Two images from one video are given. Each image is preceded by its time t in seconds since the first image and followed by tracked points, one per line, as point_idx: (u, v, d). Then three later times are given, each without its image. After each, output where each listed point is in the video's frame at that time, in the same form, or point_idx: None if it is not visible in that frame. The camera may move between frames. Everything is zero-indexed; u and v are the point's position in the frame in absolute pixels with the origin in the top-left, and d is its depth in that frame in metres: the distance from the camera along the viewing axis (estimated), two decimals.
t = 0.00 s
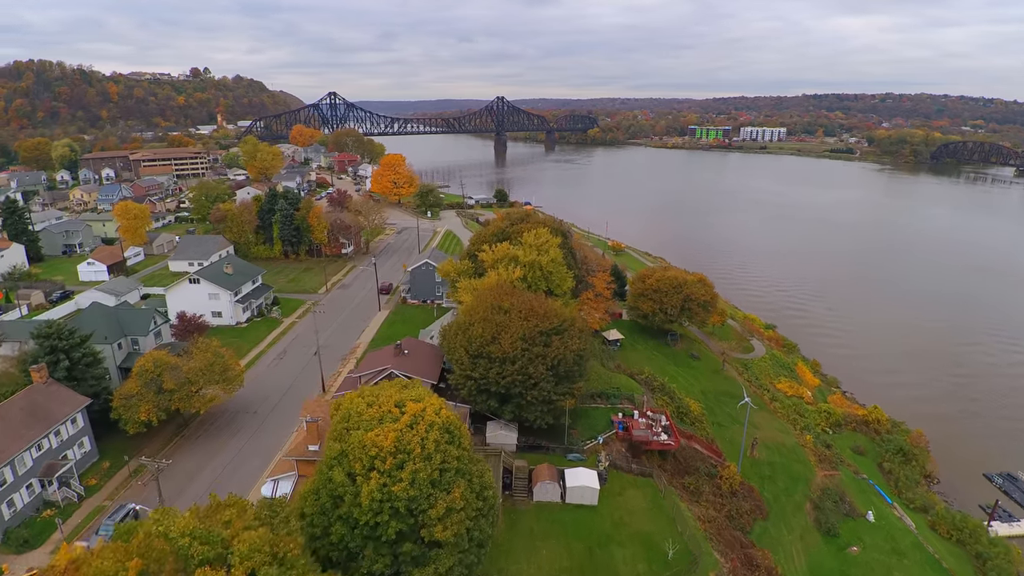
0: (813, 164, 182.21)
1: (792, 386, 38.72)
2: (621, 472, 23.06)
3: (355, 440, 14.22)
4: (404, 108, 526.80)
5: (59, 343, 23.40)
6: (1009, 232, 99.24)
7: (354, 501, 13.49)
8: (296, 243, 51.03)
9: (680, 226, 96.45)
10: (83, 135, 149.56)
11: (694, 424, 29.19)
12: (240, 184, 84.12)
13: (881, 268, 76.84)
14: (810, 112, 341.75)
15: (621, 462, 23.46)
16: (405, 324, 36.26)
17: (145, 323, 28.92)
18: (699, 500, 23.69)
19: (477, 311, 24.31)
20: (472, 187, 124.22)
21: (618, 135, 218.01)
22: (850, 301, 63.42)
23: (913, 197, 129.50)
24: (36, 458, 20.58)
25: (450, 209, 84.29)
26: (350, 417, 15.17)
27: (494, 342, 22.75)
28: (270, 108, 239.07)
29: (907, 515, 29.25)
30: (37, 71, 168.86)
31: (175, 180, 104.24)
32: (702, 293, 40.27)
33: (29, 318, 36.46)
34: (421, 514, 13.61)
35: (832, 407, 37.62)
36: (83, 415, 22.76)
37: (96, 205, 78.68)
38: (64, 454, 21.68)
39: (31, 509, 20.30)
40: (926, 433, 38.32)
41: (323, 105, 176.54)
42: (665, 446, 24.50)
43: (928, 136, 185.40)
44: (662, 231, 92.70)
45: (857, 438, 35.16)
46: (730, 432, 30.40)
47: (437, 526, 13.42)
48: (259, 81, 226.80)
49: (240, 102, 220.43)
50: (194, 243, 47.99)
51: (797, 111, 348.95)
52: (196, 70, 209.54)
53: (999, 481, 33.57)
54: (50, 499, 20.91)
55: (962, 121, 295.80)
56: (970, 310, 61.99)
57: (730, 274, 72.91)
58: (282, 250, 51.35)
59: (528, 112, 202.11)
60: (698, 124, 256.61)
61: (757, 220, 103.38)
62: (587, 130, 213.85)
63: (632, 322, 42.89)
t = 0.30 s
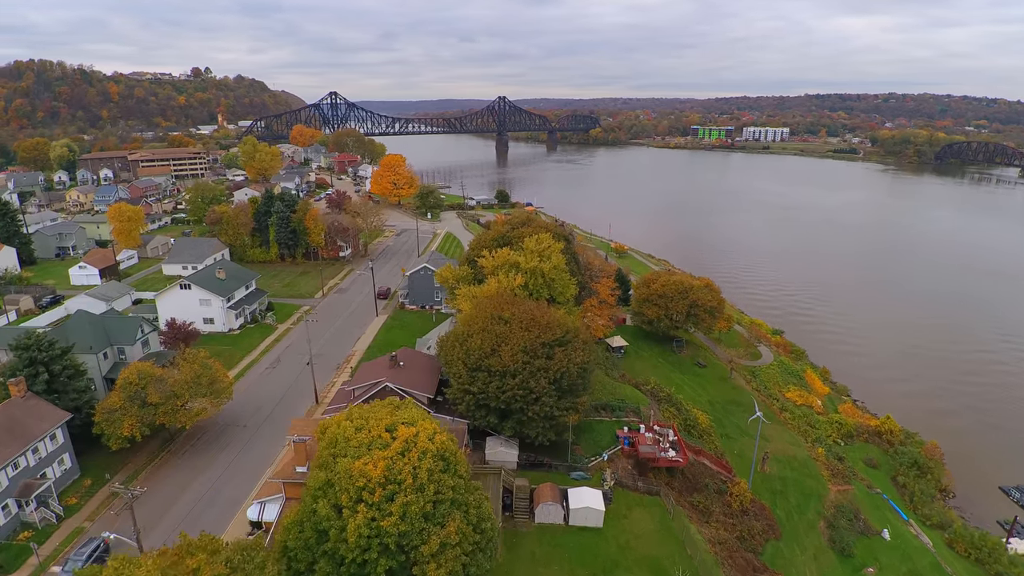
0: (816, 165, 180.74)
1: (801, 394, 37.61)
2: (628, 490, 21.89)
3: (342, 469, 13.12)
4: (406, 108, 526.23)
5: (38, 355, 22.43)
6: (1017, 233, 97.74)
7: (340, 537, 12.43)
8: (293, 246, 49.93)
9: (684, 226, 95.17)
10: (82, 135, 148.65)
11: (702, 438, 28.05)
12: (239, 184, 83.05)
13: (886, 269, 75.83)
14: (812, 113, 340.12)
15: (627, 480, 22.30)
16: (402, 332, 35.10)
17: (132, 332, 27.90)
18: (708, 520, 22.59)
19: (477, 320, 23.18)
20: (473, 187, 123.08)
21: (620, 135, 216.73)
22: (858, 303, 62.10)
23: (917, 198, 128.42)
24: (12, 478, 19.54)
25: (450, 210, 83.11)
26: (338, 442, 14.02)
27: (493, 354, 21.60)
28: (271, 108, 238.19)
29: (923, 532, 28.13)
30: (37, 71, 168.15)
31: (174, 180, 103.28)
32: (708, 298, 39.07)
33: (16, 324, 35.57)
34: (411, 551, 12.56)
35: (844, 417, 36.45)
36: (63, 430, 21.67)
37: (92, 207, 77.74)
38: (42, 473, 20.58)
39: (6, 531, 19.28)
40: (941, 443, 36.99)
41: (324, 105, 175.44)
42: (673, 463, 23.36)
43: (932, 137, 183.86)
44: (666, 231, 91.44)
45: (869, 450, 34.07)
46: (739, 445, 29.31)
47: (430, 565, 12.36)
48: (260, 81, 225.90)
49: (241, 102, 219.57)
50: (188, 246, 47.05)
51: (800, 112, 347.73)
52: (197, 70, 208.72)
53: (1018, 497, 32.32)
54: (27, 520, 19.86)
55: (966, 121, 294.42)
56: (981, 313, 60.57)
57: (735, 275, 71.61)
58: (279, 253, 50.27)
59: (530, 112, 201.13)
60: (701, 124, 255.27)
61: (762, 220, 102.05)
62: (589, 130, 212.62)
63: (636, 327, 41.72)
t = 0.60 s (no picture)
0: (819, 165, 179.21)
1: (810, 403, 36.51)
2: (634, 511, 20.74)
3: (326, 502, 12.07)
4: (408, 108, 525.29)
5: (16, 368, 21.43)
6: None
7: None
8: (289, 249, 48.89)
9: (688, 227, 93.87)
10: (82, 135, 147.70)
11: (711, 452, 26.91)
12: (237, 186, 81.99)
13: (888, 268, 74.86)
14: (815, 113, 338.39)
15: (633, 499, 21.16)
16: (400, 340, 34.03)
17: (117, 341, 26.94)
18: (719, 542, 21.52)
19: (476, 331, 22.09)
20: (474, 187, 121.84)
21: (622, 135, 215.43)
22: (866, 305, 60.77)
23: (921, 198, 127.19)
24: None
25: (451, 211, 81.99)
26: (323, 473, 13.02)
27: (492, 368, 20.49)
28: (272, 108, 237.22)
29: (940, 551, 26.97)
30: (37, 71, 167.33)
31: (173, 181, 102.26)
32: (714, 304, 37.96)
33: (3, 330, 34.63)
34: None
35: (855, 428, 35.28)
36: (41, 447, 20.59)
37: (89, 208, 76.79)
38: (18, 493, 19.51)
39: None
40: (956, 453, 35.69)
41: (324, 105, 174.21)
42: (681, 481, 22.26)
43: (936, 137, 182.32)
44: (669, 232, 90.20)
45: (882, 463, 32.92)
46: (749, 459, 28.22)
47: None
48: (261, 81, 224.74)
49: (242, 102, 218.67)
50: (181, 249, 46.11)
51: (802, 112, 346.21)
52: (197, 70, 207.84)
53: None
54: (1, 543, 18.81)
55: (969, 121, 292.71)
56: (990, 315, 59.30)
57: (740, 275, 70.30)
58: (274, 256, 49.20)
59: (531, 112, 200.07)
60: (703, 124, 253.88)
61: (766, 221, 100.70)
62: (590, 130, 211.48)
63: (639, 333, 40.60)
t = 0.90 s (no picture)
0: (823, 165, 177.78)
1: (821, 413, 35.38)
2: (641, 533, 19.61)
3: (306, 542, 11.38)
4: (410, 108, 525.25)
5: None
6: None
7: None
8: (285, 252, 47.81)
9: (692, 228, 92.53)
10: (82, 135, 146.89)
11: (720, 467, 25.84)
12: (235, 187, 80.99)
13: (891, 268, 73.92)
14: (818, 113, 336.61)
15: (640, 521, 20.07)
16: (398, 347, 32.95)
17: (102, 351, 25.91)
18: (730, 565, 20.39)
19: (475, 342, 20.98)
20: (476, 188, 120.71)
21: (624, 136, 214.16)
22: (874, 308, 59.42)
23: (926, 199, 125.71)
24: None
25: (451, 213, 80.90)
26: (302, 507, 12.32)
27: (492, 383, 19.36)
28: (274, 108, 236.43)
29: (959, 571, 25.83)
30: (38, 71, 166.65)
31: (171, 181, 101.35)
32: (722, 309, 36.69)
33: None
34: None
35: (867, 439, 34.16)
36: (18, 466, 19.45)
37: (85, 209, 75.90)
38: None
39: None
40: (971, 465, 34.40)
41: (325, 104, 172.93)
42: (691, 502, 21.10)
43: (940, 137, 180.74)
44: (673, 233, 88.90)
45: (896, 476, 31.85)
46: (760, 474, 27.14)
47: None
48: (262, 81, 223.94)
49: (243, 102, 217.85)
50: (175, 252, 45.18)
51: (805, 111, 345.14)
52: (199, 70, 207.10)
53: None
54: None
55: (973, 121, 291.23)
56: (1001, 318, 57.94)
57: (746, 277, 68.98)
58: (271, 259, 48.08)
59: (533, 112, 199.03)
60: (706, 124, 252.59)
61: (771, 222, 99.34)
62: (593, 130, 210.37)
63: (644, 339, 39.50)
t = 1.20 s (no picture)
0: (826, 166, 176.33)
1: (831, 423, 34.29)
2: (649, 559, 18.47)
3: None
4: (412, 108, 524.66)
5: None
6: None
7: None
8: (281, 255, 46.71)
9: (696, 228, 91.13)
10: (81, 135, 145.85)
11: (730, 484, 24.69)
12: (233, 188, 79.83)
13: (899, 270, 72.38)
14: (821, 112, 334.89)
15: (648, 545, 18.92)
16: (394, 355, 31.80)
17: (86, 362, 24.85)
18: None
19: (473, 355, 19.88)
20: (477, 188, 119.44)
21: (626, 136, 212.81)
22: (882, 310, 58.02)
23: (931, 200, 124.21)
24: None
25: (452, 214, 79.74)
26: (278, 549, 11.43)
27: (490, 399, 18.23)
28: (275, 108, 235.63)
29: None
30: (38, 70, 165.89)
31: (170, 182, 100.39)
32: (729, 316, 35.53)
33: None
34: None
35: (880, 451, 33.00)
36: None
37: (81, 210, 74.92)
38: None
39: None
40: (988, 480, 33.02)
41: (325, 104, 171.55)
42: (702, 524, 19.93)
43: (945, 137, 179.07)
44: (676, 234, 87.54)
45: (911, 490, 30.71)
46: (770, 491, 25.97)
47: None
48: (263, 81, 223.07)
49: (244, 102, 216.93)
50: (169, 256, 44.27)
51: (806, 112, 344.01)
52: (200, 70, 206.36)
53: None
54: None
55: (977, 121, 289.75)
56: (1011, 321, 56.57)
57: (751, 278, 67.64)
58: (266, 263, 46.96)
59: (535, 112, 197.95)
60: (708, 125, 251.32)
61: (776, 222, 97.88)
62: (594, 130, 209.11)
63: (649, 346, 38.40)
